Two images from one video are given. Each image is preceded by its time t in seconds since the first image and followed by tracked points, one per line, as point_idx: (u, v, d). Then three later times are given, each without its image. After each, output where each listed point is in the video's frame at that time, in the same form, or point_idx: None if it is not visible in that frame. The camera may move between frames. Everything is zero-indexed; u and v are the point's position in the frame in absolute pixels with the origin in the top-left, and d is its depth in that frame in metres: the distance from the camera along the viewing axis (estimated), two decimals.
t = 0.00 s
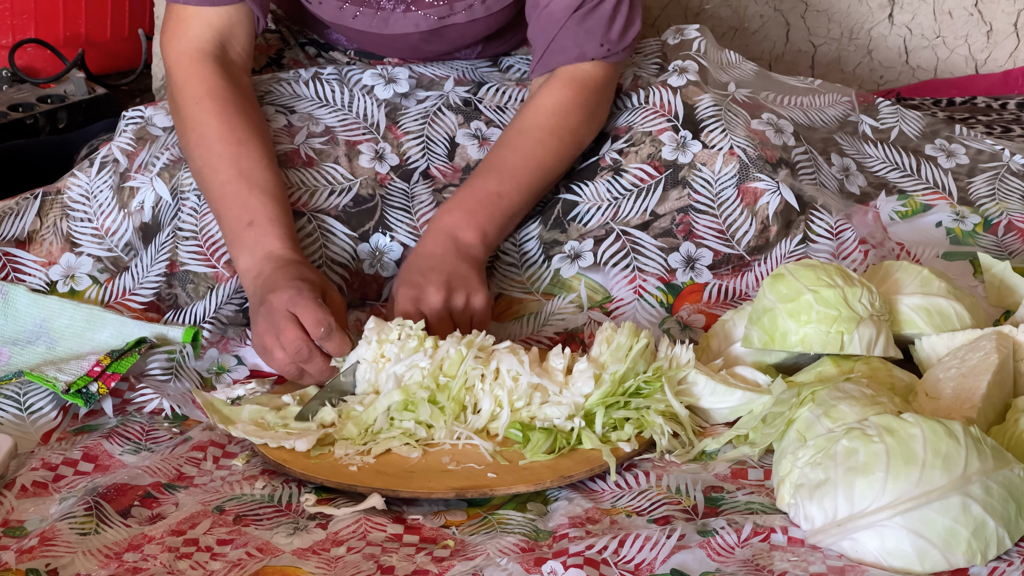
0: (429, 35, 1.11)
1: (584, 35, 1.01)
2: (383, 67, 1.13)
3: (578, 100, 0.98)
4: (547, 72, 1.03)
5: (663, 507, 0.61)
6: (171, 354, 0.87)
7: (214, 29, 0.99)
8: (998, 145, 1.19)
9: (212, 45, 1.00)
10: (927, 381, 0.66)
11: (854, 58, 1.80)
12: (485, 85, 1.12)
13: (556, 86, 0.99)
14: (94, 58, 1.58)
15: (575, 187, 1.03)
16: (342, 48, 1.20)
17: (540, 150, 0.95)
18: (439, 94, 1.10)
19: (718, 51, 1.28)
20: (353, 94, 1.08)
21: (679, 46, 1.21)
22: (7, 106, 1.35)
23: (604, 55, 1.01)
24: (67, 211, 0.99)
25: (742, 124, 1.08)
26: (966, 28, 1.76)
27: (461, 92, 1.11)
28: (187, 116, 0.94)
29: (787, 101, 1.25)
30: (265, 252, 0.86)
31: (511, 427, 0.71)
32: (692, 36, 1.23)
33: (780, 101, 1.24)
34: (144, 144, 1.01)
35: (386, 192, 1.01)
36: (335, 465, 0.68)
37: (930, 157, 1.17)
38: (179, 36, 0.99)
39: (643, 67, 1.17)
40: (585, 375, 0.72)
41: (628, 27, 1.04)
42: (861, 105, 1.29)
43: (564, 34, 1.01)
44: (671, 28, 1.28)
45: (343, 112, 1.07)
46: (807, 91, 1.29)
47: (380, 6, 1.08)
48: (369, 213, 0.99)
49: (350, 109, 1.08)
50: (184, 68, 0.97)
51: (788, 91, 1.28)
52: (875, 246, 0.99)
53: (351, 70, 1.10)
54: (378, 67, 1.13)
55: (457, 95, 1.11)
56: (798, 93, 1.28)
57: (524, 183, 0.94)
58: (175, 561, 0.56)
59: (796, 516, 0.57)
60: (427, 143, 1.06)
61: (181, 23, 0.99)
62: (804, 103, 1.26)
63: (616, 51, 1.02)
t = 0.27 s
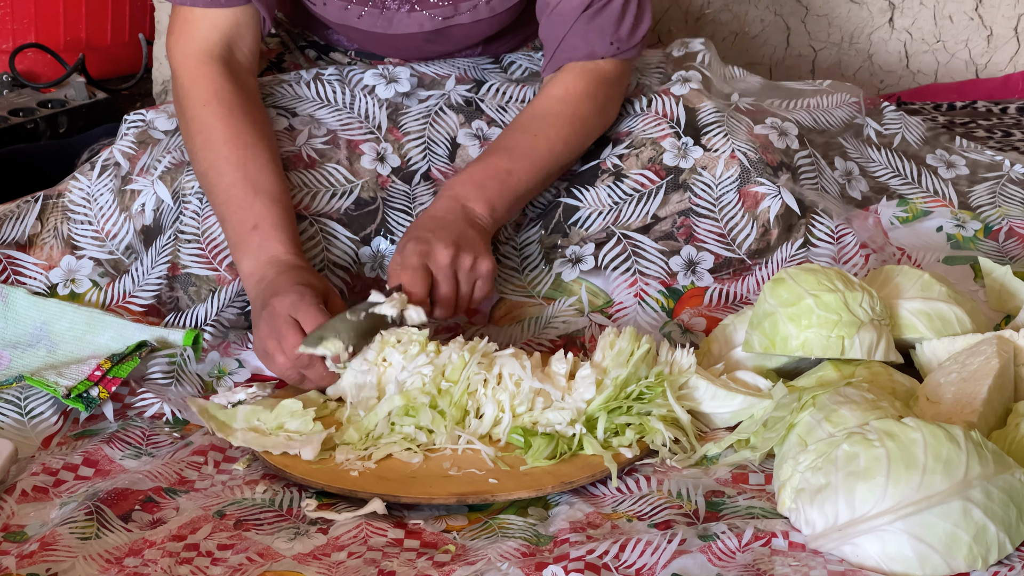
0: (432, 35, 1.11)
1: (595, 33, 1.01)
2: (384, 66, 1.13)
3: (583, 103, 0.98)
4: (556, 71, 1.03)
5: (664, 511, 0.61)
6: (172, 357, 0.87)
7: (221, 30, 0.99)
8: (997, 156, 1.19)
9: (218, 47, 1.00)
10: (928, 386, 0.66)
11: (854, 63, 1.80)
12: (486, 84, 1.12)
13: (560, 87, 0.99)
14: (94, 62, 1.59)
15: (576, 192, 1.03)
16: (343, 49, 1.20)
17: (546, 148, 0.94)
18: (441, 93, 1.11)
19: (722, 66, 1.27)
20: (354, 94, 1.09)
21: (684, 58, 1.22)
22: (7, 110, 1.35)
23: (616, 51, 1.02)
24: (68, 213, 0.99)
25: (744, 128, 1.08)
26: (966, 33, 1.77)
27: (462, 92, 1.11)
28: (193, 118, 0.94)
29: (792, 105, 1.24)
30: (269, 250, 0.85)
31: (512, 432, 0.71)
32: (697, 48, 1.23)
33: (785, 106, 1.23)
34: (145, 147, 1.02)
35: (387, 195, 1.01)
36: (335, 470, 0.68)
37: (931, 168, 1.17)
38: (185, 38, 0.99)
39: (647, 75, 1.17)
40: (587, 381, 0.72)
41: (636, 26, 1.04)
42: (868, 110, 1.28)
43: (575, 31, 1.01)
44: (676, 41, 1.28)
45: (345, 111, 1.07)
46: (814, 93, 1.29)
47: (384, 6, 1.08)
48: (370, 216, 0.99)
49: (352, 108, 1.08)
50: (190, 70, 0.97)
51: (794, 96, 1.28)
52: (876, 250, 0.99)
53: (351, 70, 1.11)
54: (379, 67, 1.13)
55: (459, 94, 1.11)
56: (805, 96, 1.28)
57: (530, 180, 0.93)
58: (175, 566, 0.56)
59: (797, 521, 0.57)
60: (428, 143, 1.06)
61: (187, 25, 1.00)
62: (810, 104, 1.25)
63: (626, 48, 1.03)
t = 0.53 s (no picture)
0: (431, 37, 1.11)
1: (599, 36, 1.00)
2: (385, 70, 1.13)
3: (586, 106, 0.99)
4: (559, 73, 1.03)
5: (665, 515, 0.61)
6: (173, 360, 0.87)
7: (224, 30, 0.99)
8: (999, 157, 1.19)
9: (222, 49, 1.00)
10: (930, 389, 0.66)
11: (856, 66, 1.80)
12: (487, 88, 1.12)
13: (562, 89, 0.99)
14: (96, 65, 1.59)
15: (576, 195, 1.03)
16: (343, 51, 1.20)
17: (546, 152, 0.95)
18: (441, 96, 1.11)
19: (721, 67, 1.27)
20: (356, 98, 1.09)
21: (684, 58, 1.22)
22: (9, 113, 1.36)
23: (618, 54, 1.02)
24: (69, 217, 0.99)
25: (744, 132, 1.08)
26: (968, 36, 1.77)
27: (463, 95, 1.11)
28: (198, 120, 0.94)
29: (790, 109, 1.25)
30: (272, 254, 0.86)
31: (514, 436, 0.71)
32: (697, 48, 1.23)
33: (784, 110, 1.25)
34: (146, 151, 1.02)
35: (388, 198, 1.01)
36: (336, 474, 0.68)
37: (932, 169, 1.17)
38: (189, 40, 0.99)
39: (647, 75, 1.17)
40: (588, 385, 0.73)
41: (640, 27, 1.03)
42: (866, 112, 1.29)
43: (579, 33, 1.01)
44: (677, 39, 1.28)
45: (347, 116, 1.07)
46: (812, 98, 1.29)
47: (383, 7, 1.08)
48: (371, 219, 0.99)
49: (354, 112, 1.08)
50: (195, 72, 0.97)
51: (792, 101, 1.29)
52: (877, 254, 0.99)
53: (352, 74, 1.12)
54: (380, 71, 1.14)
55: (459, 97, 1.11)
56: (803, 101, 1.29)
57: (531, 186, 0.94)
58: (177, 569, 0.56)
59: (798, 524, 0.57)
60: (429, 145, 1.06)
61: (191, 27, 1.00)
62: (809, 109, 1.26)
63: (629, 50, 1.02)
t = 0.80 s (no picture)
0: (432, 37, 1.11)
1: (595, 36, 1.01)
2: (386, 74, 1.14)
3: (591, 109, 0.99)
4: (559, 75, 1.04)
5: (666, 516, 0.61)
6: (175, 361, 0.88)
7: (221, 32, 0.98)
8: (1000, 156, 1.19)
9: (224, 48, 1.00)
10: (931, 390, 0.66)
11: (857, 67, 1.80)
12: (488, 92, 1.13)
13: (566, 93, 0.99)
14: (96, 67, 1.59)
15: (577, 197, 1.03)
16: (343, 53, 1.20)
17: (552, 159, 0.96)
18: (443, 100, 1.11)
19: (721, 59, 1.27)
20: (357, 101, 1.09)
21: (684, 53, 1.22)
22: (9, 115, 1.36)
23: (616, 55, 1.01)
24: (70, 218, 0.99)
25: (745, 133, 1.08)
26: (969, 37, 1.77)
27: (464, 98, 1.11)
28: (200, 120, 0.94)
29: (790, 111, 1.25)
30: (273, 256, 0.86)
31: (514, 435, 0.71)
32: (697, 42, 1.23)
33: (784, 111, 1.25)
34: (148, 152, 1.02)
35: (390, 200, 1.01)
36: (337, 474, 0.67)
37: (933, 168, 1.17)
38: (191, 39, 0.99)
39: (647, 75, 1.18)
40: (588, 385, 0.72)
41: (639, 27, 1.03)
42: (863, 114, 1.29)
43: (575, 35, 1.01)
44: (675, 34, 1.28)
45: (348, 119, 1.08)
46: (810, 102, 1.29)
47: (385, 6, 1.08)
48: (373, 220, 0.99)
49: (355, 116, 1.08)
50: (197, 71, 0.97)
51: (791, 100, 1.29)
52: (877, 256, 0.99)
53: (353, 78, 1.11)
54: (381, 74, 1.14)
55: (461, 100, 1.11)
56: (801, 103, 1.29)
57: (537, 191, 0.94)
58: (177, 570, 0.56)
59: (799, 526, 0.57)
60: (430, 148, 1.06)
61: (193, 27, 1.00)
62: (807, 113, 1.26)
63: (628, 51, 1.02)
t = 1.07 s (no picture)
0: (433, 38, 1.11)
1: (596, 37, 1.01)
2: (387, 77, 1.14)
3: (592, 111, 0.99)
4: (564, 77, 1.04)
5: (666, 517, 0.61)
6: (175, 360, 0.88)
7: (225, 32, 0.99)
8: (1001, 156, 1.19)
9: (225, 48, 1.00)
10: (931, 391, 0.66)
11: (857, 68, 1.80)
12: (489, 95, 1.13)
13: (566, 95, 0.99)
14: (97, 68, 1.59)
15: (578, 199, 1.03)
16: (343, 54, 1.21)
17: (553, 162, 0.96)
18: (444, 104, 1.11)
19: (723, 58, 1.27)
20: (357, 105, 1.09)
21: (684, 54, 1.22)
22: (10, 116, 1.36)
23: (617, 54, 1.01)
24: (71, 219, 0.99)
25: (746, 133, 1.08)
26: (969, 38, 1.77)
27: (465, 102, 1.12)
28: (201, 120, 0.94)
29: (794, 108, 1.25)
30: (272, 256, 0.86)
31: (514, 432, 0.71)
32: (697, 43, 1.23)
33: (785, 108, 1.24)
34: (150, 153, 1.02)
35: (391, 202, 1.01)
36: (337, 472, 0.68)
37: (934, 167, 1.18)
38: (192, 39, 0.99)
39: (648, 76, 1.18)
40: (587, 381, 0.72)
41: (641, 26, 1.03)
42: (867, 111, 1.29)
43: (577, 36, 1.02)
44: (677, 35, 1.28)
45: (349, 123, 1.08)
46: (816, 96, 1.30)
47: (387, 7, 1.08)
48: (374, 221, 0.99)
49: (356, 119, 1.08)
50: (198, 71, 0.97)
51: (795, 95, 1.29)
52: (879, 257, 0.99)
53: (355, 81, 1.12)
54: (382, 77, 1.14)
55: (462, 104, 1.11)
56: (808, 98, 1.29)
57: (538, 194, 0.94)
58: (178, 571, 0.56)
59: (800, 527, 0.57)
60: (431, 151, 1.06)
61: (194, 27, 1.00)
62: (810, 109, 1.26)
63: (629, 49, 1.02)
